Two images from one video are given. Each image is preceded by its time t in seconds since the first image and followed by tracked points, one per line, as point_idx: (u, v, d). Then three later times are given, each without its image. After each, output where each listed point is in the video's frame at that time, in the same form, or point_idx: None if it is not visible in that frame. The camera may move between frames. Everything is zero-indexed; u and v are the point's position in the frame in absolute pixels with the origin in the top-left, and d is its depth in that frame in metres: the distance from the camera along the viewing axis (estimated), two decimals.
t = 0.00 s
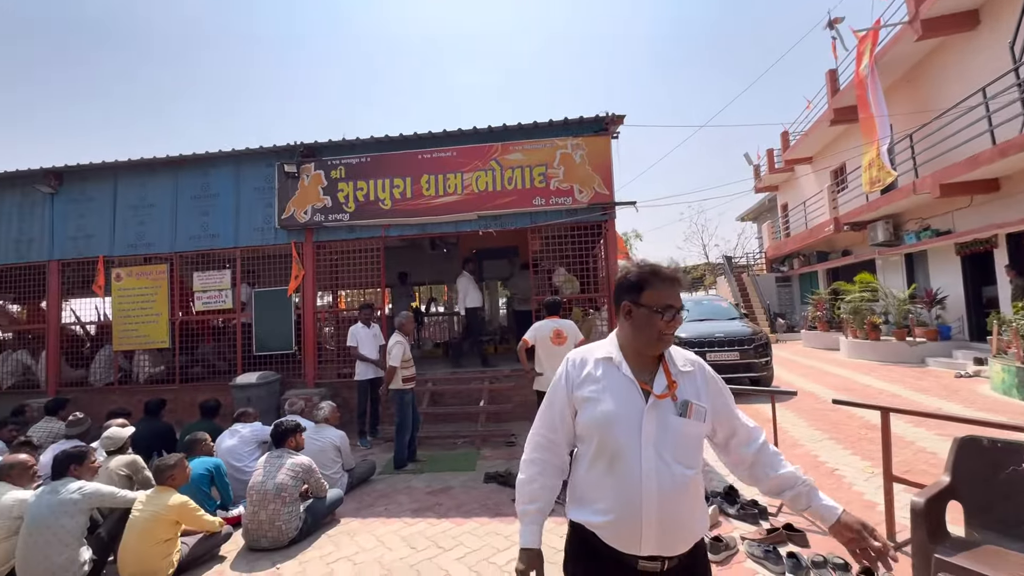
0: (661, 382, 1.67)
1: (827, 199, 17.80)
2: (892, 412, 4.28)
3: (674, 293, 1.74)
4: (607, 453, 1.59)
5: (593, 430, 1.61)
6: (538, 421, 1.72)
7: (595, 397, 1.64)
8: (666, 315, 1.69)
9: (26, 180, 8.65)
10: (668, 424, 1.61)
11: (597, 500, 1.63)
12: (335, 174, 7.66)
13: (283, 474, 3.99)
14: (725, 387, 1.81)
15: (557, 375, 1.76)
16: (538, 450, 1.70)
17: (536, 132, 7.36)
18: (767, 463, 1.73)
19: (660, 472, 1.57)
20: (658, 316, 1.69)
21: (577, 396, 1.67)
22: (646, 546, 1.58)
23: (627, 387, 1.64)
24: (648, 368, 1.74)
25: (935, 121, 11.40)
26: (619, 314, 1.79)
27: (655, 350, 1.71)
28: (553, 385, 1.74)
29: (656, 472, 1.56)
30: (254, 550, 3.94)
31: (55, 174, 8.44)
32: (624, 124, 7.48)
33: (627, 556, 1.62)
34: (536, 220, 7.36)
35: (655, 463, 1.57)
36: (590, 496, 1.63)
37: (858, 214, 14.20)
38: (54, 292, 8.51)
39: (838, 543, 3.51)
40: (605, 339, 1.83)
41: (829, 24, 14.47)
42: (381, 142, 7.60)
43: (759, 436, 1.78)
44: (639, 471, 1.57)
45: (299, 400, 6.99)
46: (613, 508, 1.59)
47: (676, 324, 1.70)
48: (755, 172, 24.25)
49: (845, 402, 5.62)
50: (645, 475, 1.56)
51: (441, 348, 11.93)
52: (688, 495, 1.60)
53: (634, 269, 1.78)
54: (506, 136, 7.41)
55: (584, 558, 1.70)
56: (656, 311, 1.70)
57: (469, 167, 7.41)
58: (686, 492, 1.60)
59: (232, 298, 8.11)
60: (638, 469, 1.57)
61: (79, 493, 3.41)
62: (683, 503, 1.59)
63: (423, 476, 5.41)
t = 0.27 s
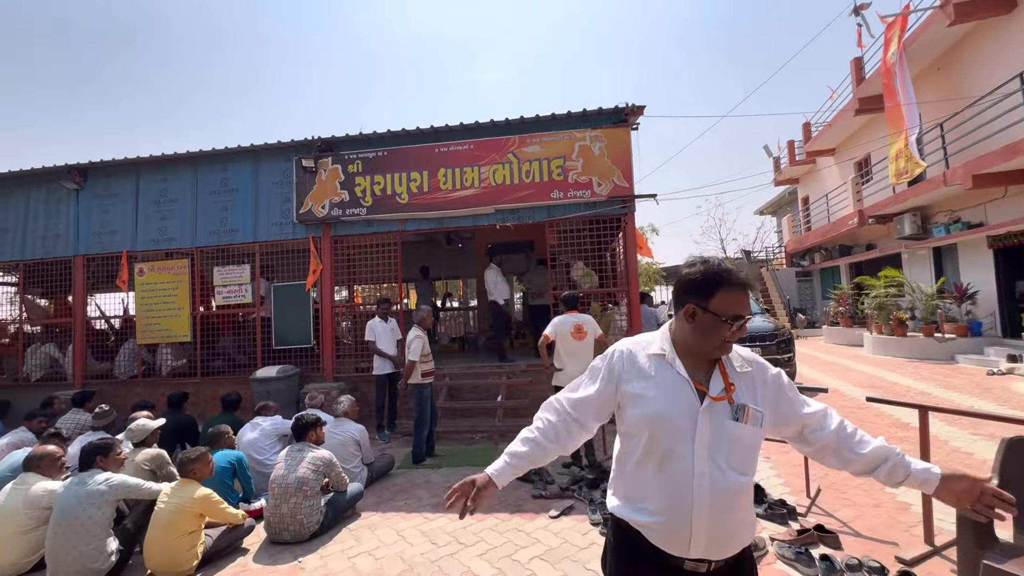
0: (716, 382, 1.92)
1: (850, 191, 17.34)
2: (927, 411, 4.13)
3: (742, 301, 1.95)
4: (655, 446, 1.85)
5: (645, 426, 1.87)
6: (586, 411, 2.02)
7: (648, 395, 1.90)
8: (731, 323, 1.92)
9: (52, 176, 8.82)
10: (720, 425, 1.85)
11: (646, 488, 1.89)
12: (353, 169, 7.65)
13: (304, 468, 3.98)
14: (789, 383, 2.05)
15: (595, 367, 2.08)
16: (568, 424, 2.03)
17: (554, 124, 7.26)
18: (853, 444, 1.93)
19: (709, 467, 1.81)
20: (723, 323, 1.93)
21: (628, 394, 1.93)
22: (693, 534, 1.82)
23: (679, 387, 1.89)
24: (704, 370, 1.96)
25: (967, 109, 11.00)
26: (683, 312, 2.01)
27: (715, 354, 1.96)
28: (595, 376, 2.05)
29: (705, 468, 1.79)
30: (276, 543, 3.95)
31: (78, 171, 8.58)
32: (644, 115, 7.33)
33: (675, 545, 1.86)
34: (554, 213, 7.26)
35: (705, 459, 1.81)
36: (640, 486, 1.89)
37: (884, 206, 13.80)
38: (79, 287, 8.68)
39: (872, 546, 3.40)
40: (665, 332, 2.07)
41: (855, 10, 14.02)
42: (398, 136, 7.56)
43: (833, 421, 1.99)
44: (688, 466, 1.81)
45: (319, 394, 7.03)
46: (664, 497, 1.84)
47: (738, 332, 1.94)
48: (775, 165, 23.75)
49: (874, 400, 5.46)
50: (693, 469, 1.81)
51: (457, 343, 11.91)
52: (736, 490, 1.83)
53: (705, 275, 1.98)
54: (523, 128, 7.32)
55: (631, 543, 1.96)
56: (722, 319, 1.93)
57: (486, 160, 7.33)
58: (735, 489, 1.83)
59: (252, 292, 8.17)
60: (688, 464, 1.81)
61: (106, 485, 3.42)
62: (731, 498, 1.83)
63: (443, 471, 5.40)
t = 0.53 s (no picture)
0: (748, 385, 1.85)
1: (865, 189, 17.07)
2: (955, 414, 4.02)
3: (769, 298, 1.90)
4: (685, 447, 1.80)
5: (674, 427, 1.81)
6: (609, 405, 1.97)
7: (677, 394, 1.84)
8: (762, 321, 1.86)
9: (67, 177, 8.90)
10: (754, 427, 1.79)
11: (677, 492, 1.83)
12: (364, 168, 7.63)
13: (319, 468, 3.96)
14: (813, 381, 1.99)
15: (617, 361, 2.03)
16: (582, 410, 1.98)
17: (566, 122, 7.19)
18: (887, 439, 1.86)
19: (743, 471, 1.75)
20: (756, 322, 1.86)
21: (656, 393, 1.88)
22: (728, 539, 1.75)
23: (709, 388, 1.84)
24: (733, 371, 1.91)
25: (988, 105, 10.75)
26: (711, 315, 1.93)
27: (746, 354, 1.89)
28: (617, 369, 2.00)
29: (740, 469, 1.74)
30: (292, 545, 3.94)
31: (93, 172, 8.64)
32: (658, 112, 7.23)
33: (708, 553, 1.79)
34: (567, 212, 7.19)
35: (739, 462, 1.75)
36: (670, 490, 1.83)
37: (900, 204, 13.56)
38: (94, 286, 8.75)
39: (900, 554, 3.31)
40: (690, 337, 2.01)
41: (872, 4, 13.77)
42: (409, 135, 7.53)
43: (862, 417, 1.92)
44: (721, 469, 1.75)
45: (331, 394, 7.02)
46: (697, 501, 1.78)
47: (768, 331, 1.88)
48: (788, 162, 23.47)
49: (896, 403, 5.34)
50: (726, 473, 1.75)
51: (468, 343, 11.89)
52: (774, 496, 1.77)
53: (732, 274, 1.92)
54: (535, 127, 7.26)
55: (660, 549, 1.90)
56: (754, 318, 1.86)
57: (498, 159, 7.28)
58: (771, 495, 1.76)
59: (264, 292, 8.19)
60: (721, 467, 1.76)
61: (122, 485, 3.41)
62: (768, 503, 1.76)
63: (456, 473, 5.36)
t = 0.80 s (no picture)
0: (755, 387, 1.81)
1: (874, 190, 16.94)
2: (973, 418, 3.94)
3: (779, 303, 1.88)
4: (690, 448, 1.76)
5: (678, 428, 1.77)
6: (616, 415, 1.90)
7: (680, 396, 1.80)
8: (774, 327, 1.84)
9: (75, 178, 8.92)
10: (755, 426, 1.76)
11: (682, 494, 1.79)
12: (371, 169, 7.61)
13: (324, 473, 3.91)
14: (807, 383, 1.98)
15: (620, 367, 1.96)
16: (593, 424, 1.90)
17: (574, 123, 7.15)
18: (868, 449, 1.86)
19: (746, 469, 1.72)
20: (770, 327, 1.83)
21: (662, 393, 1.83)
22: (739, 539, 1.72)
23: (711, 388, 1.80)
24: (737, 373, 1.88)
25: (1000, 105, 10.64)
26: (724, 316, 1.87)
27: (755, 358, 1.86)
28: (622, 377, 1.93)
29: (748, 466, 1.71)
30: (298, 548, 3.89)
31: (101, 173, 8.66)
32: (667, 113, 7.18)
33: (718, 552, 1.76)
34: (574, 213, 7.14)
35: (742, 460, 1.72)
36: (679, 491, 1.79)
37: (910, 205, 13.43)
38: (101, 287, 8.76)
39: (918, 562, 3.24)
40: (693, 339, 1.94)
41: (880, 4, 13.67)
42: (416, 136, 7.50)
43: (849, 426, 1.91)
44: (725, 469, 1.72)
45: (337, 396, 6.97)
46: (707, 502, 1.74)
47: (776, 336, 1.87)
48: (794, 164, 23.35)
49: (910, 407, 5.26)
50: (729, 472, 1.72)
51: (473, 345, 11.85)
52: (779, 492, 1.76)
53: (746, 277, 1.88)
54: (542, 128, 7.22)
55: (668, 551, 1.86)
56: (768, 323, 1.83)
57: (505, 159, 7.24)
58: (774, 492, 1.74)
59: (270, 293, 8.17)
60: (724, 467, 1.72)
61: (126, 488, 3.35)
62: (774, 499, 1.75)
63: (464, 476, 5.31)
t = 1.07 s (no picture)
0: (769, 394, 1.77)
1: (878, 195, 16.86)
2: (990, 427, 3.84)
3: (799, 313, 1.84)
4: (713, 454, 1.70)
5: (702, 434, 1.71)
6: (633, 422, 1.80)
7: (702, 401, 1.73)
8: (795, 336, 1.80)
9: (77, 181, 8.89)
10: (775, 430, 1.74)
11: (704, 500, 1.73)
12: (374, 172, 7.56)
13: (325, 482, 3.80)
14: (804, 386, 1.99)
15: (634, 371, 1.86)
16: (610, 432, 1.80)
17: (578, 127, 7.10)
18: (854, 452, 1.90)
19: (770, 473, 1.69)
20: (791, 337, 1.79)
21: (680, 398, 1.75)
22: (762, 543, 1.68)
23: (733, 393, 1.74)
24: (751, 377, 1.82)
25: (1006, 108, 10.58)
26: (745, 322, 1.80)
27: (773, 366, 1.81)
28: (637, 382, 1.83)
29: (771, 470, 1.68)
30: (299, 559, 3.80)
31: (103, 176, 8.62)
32: (672, 116, 7.12)
33: (739, 558, 1.72)
34: (579, 217, 7.07)
35: (766, 464, 1.69)
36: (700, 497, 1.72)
37: (915, 209, 13.35)
38: (102, 291, 8.70)
39: None
40: (710, 339, 1.87)
41: (884, 9, 13.64)
42: (420, 139, 7.46)
43: (839, 429, 1.94)
44: (749, 475, 1.67)
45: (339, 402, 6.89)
46: (731, 508, 1.68)
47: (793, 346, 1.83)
48: (797, 168, 23.30)
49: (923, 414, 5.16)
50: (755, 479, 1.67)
51: (476, 349, 11.77)
52: (797, 495, 1.73)
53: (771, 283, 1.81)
54: (547, 131, 7.17)
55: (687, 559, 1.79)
56: (790, 332, 1.78)
57: (510, 163, 7.19)
58: (794, 494, 1.73)
59: (272, 297, 8.10)
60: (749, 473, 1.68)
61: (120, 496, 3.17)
62: (793, 501, 1.72)
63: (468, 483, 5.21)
